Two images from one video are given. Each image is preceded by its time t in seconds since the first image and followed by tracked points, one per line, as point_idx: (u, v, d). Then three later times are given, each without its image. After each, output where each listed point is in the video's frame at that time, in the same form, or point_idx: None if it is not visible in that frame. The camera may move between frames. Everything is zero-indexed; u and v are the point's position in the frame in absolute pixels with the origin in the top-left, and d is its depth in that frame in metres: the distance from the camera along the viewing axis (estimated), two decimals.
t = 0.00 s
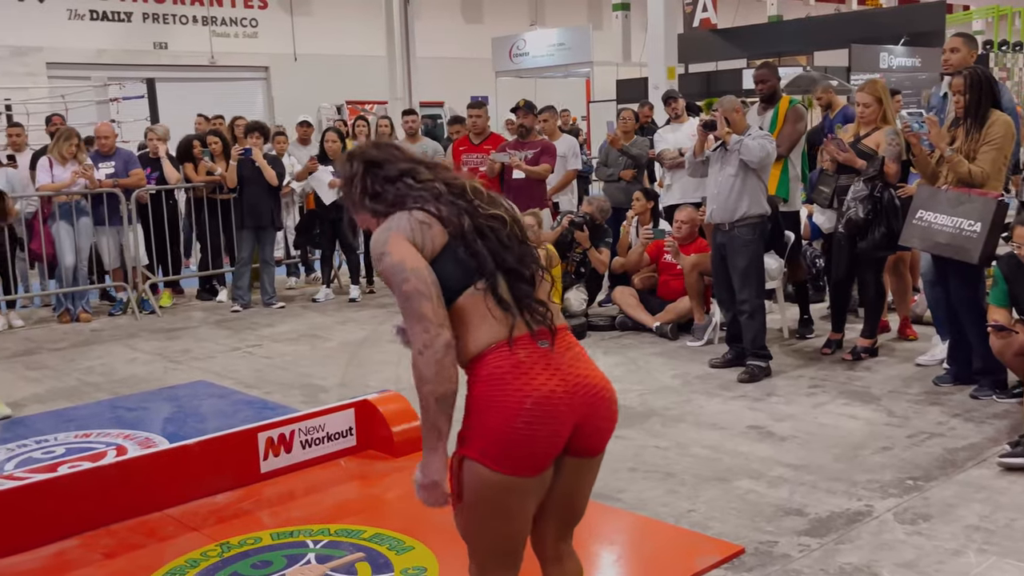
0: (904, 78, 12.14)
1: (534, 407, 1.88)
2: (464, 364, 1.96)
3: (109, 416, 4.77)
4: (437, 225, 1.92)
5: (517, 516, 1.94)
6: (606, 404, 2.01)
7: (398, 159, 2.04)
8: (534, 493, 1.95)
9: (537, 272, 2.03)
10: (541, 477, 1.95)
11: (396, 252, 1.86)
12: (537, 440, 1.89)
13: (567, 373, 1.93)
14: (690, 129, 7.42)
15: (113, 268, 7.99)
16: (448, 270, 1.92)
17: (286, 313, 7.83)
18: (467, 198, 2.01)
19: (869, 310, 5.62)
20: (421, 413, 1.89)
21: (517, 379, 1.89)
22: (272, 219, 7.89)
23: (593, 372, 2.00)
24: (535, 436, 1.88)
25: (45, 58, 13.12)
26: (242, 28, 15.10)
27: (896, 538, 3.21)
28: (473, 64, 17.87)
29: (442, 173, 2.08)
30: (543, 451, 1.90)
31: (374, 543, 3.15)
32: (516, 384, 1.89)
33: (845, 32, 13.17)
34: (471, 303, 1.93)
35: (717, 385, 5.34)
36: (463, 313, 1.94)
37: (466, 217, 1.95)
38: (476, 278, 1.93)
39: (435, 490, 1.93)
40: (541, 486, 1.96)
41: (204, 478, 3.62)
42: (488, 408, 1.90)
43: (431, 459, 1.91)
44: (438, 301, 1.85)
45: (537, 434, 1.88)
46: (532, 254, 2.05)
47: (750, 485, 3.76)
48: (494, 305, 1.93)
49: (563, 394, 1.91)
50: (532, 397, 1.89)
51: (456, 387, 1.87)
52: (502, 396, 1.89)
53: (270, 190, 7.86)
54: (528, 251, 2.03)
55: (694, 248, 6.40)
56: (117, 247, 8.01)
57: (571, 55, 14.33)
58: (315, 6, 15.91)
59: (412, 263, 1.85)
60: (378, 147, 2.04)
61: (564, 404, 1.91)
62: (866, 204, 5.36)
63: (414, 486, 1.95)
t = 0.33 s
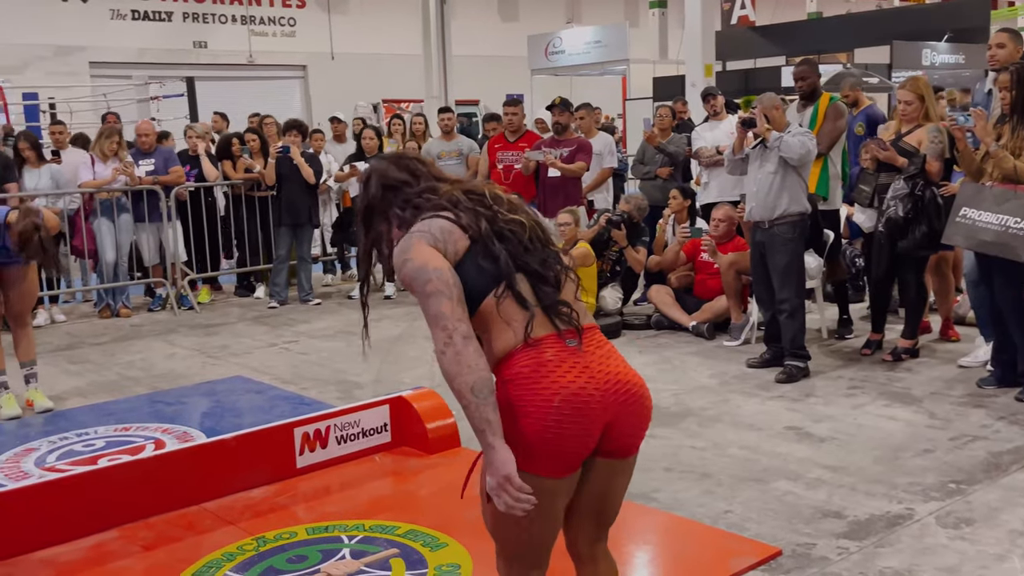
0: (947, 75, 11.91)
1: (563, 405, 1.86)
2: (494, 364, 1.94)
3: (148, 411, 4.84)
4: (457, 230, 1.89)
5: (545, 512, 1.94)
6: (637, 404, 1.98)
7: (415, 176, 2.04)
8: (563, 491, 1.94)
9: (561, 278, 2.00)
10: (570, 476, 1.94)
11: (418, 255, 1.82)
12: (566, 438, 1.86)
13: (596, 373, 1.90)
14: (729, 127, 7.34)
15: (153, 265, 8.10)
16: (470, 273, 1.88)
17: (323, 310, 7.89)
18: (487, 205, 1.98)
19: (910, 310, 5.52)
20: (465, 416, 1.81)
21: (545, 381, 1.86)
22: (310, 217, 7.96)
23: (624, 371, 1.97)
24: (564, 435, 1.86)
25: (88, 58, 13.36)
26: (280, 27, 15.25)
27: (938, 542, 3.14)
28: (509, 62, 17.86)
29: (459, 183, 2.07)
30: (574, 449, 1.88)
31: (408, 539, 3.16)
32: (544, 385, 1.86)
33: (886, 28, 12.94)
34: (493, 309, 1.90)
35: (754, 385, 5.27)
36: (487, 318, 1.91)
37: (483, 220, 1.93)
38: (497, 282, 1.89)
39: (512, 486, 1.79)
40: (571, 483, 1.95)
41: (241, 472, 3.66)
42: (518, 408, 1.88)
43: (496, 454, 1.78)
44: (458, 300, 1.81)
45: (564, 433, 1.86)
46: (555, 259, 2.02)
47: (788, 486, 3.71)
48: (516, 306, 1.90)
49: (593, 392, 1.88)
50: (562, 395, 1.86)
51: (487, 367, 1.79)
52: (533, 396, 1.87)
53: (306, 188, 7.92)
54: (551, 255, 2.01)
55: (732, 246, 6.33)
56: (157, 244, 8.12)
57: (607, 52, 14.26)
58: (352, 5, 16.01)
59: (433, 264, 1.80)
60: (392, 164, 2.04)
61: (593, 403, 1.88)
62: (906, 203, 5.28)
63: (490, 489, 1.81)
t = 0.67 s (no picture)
0: (1000, 72, 11.62)
1: (552, 400, 1.88)
2: (489, 350, 1.95)
3: (193, 405, 4.92)
4: (503, 203, 1.86)
5: (542, 502, 1.92)
6: (622, 400, 2.00)
7: (513, 99, 1.91)
8: (555, 483, 1.93)
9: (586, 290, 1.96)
10: (562, 467, 1.93)
11: (453, 213, 1.83)
12: (555, 433, 1.88)
13: (587, 371, 1.92)
14: (775, 125, 7.26)
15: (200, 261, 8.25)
16: (496, 251, 1.87)
17: (365, 307, 7.96)
18: (554, 198, 1.89)
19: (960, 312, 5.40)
20: (439, 382, 1.89)
21: (535, 378, 1.88)
22: (353, 214, 8.04)
23: (613, 370, 1.99)
24: (552, 430, 1.88)
25: (138, 58, 13.62)
26: (325, 26, 15.42)
27: (987, 548, 3.07)
28: (551, 60, 17.86)
29: (548, 141, 1.94)
30: (562, 442, 1.90)
31: (448, 536, 3.17)
32: (535, 382, 1.88)
33: (937, 25, 12.68)
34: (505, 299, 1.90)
35: (797, 386, 5.21)
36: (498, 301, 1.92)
37: (537, 219, 1.86)
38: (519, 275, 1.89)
39: (450, 454, 1.89)
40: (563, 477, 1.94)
41: (283, 468, 3.70)
42: (508, 402, 1.90)
43: (447, 423, 1.88)
44: (474, 274, 1.84)
45: (552, 432, 1.88)
46: (588, 271, 1.97)
47: (832, 489, 3.65)
48: (528, 305, 1.88)
49: (580, 387, 1.91)
50: (550, 389, 1.88)
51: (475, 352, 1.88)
52: (524, 391, 1.89)
53: (350, 186, 8.01)
54: (585, 266, 1.96)
55: (777, 245, 6.25)
56: (203, 241, 8.26)
57: (651, 50, 14.16)
58: (396, 4, 16.12)
59: (462, 229, 1.82)
60: (501, 64, 1.90)
61: (580, 400, 1.90)
62: (958, 202, 5.16)
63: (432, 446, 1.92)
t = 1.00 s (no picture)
0: None
1: (571, 405, 1.87)
2: (506, 350, 1.94)
3: (238, 400, 5.00)
4: (529, 213, 1.85)
5: (560, 500, 1.91)
6: (635, 400, 2.01)
7: (562, 112, 1.88)
8: (573, 482, 1.92)
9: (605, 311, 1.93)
10: (580, 467, 1.93)
11: (477, 214, 1.84)
12: (574, 434, 1.88)
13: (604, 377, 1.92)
14: (821, 123, 7.16)
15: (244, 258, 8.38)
16: (514, 256, 1.88)
17: (406, 305, 8.01)
18: (582, 220, 1.86)
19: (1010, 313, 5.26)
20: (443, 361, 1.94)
21: (553, 381, 1.88)
22: (394, 212, 8.10)
23: (628, 372, 1.99)
24: (572, 432, 1.88)
25: (185, 57, 13.85)
26: (368, 25, 15.54)
27: None
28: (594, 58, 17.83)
29: (589, 161, 1.91)
30: (579, 442, 1.89)
31: (488, 533, 3.19)
32: (553, 385, 1.88)
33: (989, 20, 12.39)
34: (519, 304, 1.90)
35: (841, 387, 5.13)
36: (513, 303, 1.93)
37: (561, 238, 1.84)
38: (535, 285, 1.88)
39: (448, 425, 1.93)
40: (582, 477, 1.94)
41: (325, 463, 3.75)
42: (528, 403, 1.89)
43: (444, 400, 1.93)
44: (489, 276, 1.87)
45: (572, 433, 1.87)
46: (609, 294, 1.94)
47: (877, 492, 3.60)
48: (544, 316, 1.87)
49: (598, 390, 1.91)
50: (570, 395, 1.88)
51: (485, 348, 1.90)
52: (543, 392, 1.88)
53: (391, 185, 8.08)
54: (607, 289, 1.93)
55: (821, 245, 6.18)
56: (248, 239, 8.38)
57: (694, 47, 14.04)
58: (438, 3, 16.19)
59: (482, 232, 1.84)
60: (557, 71, 1.87)
61: (597, 403, 1.91)
62: (1009, 202, 4.99)
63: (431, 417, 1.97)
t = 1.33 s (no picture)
0: None
1: (587, 405, 1.88)
2: (522, 351, 1.94)
3: (272, 398, 5.06)
4: (544, 218, 1.87)
5: (579, 497, 1.92)
6: (650, 395, 2.01)
7: (588, 124, 1.88)
8: (592, 480, 1.93)
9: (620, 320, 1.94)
10: (597, 464, 1.94)
11: (492, 214, 1.86)
12: (590, 433, 1.89)
13: (620, 379, 1.92)
14: (858, 121, 7.06)
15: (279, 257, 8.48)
16: (529, 259, 1.90)
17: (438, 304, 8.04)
18: (599, 230, 1.87)
19: None
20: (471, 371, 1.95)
21: (571, 384, 1.88)
22: (425, 211, 8.12)
23: (642, 370, 1.99)
24: (590, 429, 1.88)
25: (222, 57, 14.04)
26: (403, 25, 15.61)
27: None
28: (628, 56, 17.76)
29: (611, 173, 1.91)
30: (596, 440, 1.90)
31: (517, 534, 3.19)
32: (569, 386, 1.88)
33: None
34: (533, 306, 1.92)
35: (877, 390, 5.06)
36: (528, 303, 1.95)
37: (581, 250, 1.85)
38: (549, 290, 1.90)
39: (481, 438, 1.92)
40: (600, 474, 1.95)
41: (356, 462, 3.78)
42: (544, 402, 1.90)
43: (474, 409, 1.93)
44: (504, 277, 1.88)
45: (589, 430, 1.88)
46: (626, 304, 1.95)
47: (911, 496, 3.55)
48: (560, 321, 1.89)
49: (615, 391, 1.91)
50: (588, 396, 1.89)
51: (504, 348, 1.92)
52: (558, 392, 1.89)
53: (422, 184, 8.11)
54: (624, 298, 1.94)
55: (858, 245, 6.10)
56: (283, 237, 8.47)
57: (730, 45, 13.94)
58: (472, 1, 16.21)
59: (495, 233, 1.86)
60: (583, 82, 1.87)
61: (613, 402, 1.91)
62: None
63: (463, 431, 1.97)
